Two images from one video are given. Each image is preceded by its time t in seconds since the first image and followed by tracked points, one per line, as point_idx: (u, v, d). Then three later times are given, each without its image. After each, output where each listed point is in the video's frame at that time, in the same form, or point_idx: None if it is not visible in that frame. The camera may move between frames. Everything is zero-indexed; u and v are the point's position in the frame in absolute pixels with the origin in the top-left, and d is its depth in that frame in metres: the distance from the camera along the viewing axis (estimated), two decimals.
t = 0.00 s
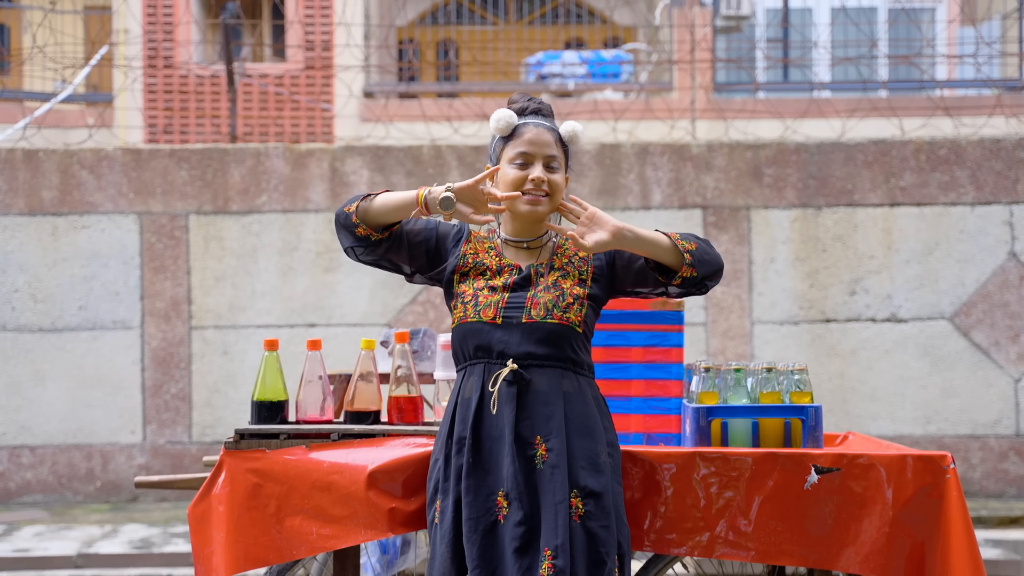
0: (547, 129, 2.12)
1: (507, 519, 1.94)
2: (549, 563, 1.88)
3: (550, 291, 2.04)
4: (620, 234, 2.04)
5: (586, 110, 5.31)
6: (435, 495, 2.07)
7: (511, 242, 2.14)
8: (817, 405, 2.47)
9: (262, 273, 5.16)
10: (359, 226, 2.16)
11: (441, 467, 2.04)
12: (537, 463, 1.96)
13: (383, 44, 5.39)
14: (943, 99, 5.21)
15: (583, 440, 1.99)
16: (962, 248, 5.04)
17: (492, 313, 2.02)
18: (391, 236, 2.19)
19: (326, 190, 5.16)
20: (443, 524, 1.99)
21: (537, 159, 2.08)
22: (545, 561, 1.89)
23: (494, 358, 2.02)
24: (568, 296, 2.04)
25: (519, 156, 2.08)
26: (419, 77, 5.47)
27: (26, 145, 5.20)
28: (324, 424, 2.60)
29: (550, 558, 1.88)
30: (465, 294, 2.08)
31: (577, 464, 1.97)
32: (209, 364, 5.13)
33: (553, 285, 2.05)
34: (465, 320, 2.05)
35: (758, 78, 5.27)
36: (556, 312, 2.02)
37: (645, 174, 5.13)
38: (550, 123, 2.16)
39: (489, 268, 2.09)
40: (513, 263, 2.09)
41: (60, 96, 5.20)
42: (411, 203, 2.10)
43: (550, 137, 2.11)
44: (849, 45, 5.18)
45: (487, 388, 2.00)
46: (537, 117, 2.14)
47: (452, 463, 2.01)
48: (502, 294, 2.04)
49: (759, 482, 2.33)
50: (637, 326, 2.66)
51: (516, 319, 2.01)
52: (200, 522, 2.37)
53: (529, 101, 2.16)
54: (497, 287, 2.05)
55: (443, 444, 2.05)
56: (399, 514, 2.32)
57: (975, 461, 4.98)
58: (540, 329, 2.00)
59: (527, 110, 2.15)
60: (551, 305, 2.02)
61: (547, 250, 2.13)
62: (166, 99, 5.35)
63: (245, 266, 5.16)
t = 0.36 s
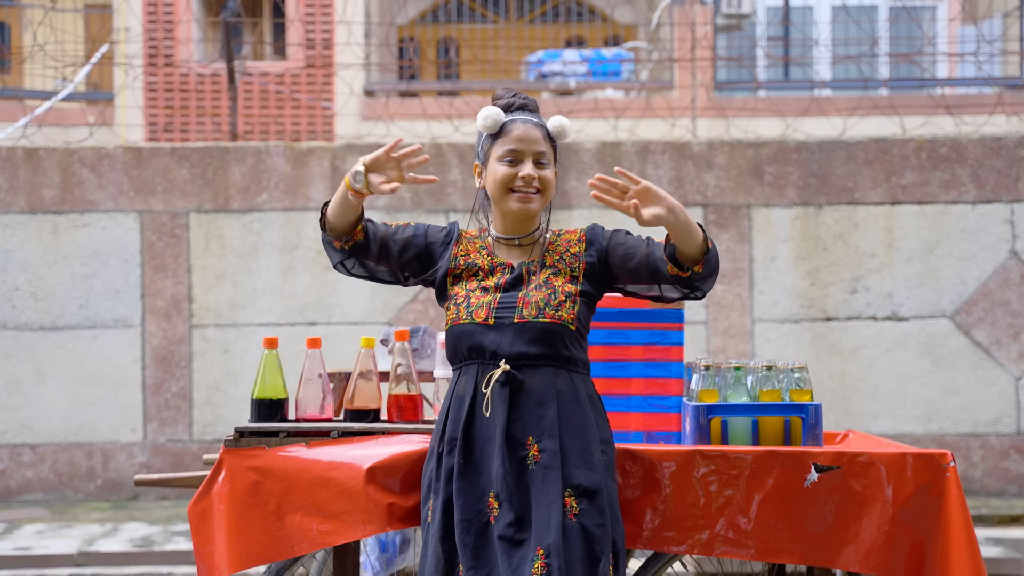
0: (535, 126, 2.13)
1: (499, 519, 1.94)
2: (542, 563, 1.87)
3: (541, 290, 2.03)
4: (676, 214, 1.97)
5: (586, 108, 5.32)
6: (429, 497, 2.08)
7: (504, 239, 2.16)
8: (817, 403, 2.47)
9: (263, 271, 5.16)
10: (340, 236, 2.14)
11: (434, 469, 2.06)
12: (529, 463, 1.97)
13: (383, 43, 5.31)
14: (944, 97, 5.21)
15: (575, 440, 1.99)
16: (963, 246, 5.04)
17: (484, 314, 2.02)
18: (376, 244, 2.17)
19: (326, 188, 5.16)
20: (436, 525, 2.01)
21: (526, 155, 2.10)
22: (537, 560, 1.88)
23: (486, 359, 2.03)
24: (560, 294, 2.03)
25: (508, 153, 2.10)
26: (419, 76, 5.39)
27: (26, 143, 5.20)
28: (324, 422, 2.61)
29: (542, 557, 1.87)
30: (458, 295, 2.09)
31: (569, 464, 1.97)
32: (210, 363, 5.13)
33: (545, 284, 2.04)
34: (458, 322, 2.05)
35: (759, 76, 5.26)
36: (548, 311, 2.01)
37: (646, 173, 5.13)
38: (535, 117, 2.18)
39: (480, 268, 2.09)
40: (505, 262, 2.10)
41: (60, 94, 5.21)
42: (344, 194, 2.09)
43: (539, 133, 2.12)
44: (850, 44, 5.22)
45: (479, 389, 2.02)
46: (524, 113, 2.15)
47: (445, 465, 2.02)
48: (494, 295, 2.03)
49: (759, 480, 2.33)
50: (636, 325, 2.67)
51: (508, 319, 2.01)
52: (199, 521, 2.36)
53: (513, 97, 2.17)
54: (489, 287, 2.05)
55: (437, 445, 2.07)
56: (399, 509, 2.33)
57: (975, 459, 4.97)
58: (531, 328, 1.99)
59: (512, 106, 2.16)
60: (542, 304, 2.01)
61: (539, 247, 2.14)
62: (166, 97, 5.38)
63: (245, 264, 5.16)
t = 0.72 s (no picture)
0: (521, 109, 2.15)
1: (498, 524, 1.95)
2: (560, 565, 1.91)
3: (522, 290, 1.99)
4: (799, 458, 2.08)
5: (587, 107, 5.31)
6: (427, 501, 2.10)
7: (490, 230, 2.13)
8: (819, 401, 2.48)
9: (263, 270, 5.16)
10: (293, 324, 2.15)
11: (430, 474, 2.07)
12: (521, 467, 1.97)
13: (384, 41, 5.32)
14: (945, 96, 5.20)
15: (566, 436, 1.98)
16: (964, 245, 5.04)
17: (463, 316, 2.02)
18: (343, 302, 2.15)
19: (327, 187, 5.16)
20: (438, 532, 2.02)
21: (510, 133, 2.11)
22: (554, 563, 1.92)
23: (469, 361, 2.02)
24: (540, 295, 1.99)
25: (492, 135, 2.11)
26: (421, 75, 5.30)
27: (27, 142, 5.20)
28: (326, 420, 2.61)
29: (560, 560, 1.91)
30: (441, 295, 2.09)
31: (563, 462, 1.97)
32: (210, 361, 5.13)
33: (526, 283, 2.00)
34: (439, 323, 2.06)
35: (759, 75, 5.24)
36: (525, 312, 1.98)
37: (646, 171, 5.12)
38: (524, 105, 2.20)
39: (463, 266, 2.08)
40: (488, 258, 2.08)
41: (62, 94, 5.20)
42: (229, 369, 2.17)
43: (523, 114, 2.14)
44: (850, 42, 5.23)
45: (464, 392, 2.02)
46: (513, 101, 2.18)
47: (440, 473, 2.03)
48: (474, 296, 2.03)
49: (762, 479, 2.34)
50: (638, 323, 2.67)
51: (486, 320, 1.99)
52: (200, 519, 2.37)
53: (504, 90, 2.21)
54: (471, 286, 2.04)
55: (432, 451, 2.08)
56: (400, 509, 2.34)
57: (976, 458, 4.98)
58: (509, 330, 1.98)
59: (502, 97, 2.20)
60: (520, 305, 1.98)
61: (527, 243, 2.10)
62: (166, 96, 5.38)
63: (246, 263, 5.15)
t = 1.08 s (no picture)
0: (507, 103, 2.07)
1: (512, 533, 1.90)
2: None
3: (555, 293, 1.95)
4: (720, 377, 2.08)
5: (587, 106, 5.32)
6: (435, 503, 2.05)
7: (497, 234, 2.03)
8: (821, 399, 2.47)
9: (264, 269, 5.16)
10: (466, 400, 1.81)
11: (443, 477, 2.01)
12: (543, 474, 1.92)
13: (384, 41, 5.32)
14: (945, 95, 5.21)
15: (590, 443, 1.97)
16: (964, 244, 5.04)
17: (502, 328, 1.92)
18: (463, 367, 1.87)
19: (327, 186, 5.16)
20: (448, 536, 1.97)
21: (499, 130, 2.02)
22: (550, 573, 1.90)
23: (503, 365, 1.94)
24: (573, 295, 1.98)
25: (483, 133, 2.02)
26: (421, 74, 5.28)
27: (27, 141, 5.20)
28: (327, 419, 2.61)
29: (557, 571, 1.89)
30: (465, 305, 1.94)
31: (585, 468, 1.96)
32: (211, 361, 5.13)
33: (556, 285, 1.96)
34: (472, 337, 1.93)
35: (759, 74, 5.24)
36: (564, 315, 1.96)
37: (646, 170, 5.12)
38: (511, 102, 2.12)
39: (483, 273, 1.95)
40: (506, 261, 1.98)
41: (62, 93, 5.20)
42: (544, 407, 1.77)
43: (512, 108, 2.05)
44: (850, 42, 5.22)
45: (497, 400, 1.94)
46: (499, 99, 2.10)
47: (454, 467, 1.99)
48: (507, 303, 1.93)
49: (763, 477, 2.34)
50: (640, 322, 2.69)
51: (527, 328, 1.92)
52: (201, 519, 2.32)
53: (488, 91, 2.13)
54: (498, 293, 1.93)
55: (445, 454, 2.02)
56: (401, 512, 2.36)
57: (976, 457, 4.98)
58: (552, 335, 1.94)
59: (486, 96, 2.12)
60: (559, 308, 1.95)
61: (539, 239, 2.03)
62: (166, 96, 5.40)
63: (246, 262, 5.15)
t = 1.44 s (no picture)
0: (525, 109, 2.05)
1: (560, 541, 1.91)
2: None
3: (605, 302, 1.97)
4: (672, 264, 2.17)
5: (587, 105, 5.31)
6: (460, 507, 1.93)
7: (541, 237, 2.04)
8: (820, 400, 2.48)
9: (264, 269, 5.16)
10: (538, 364, 1.76)
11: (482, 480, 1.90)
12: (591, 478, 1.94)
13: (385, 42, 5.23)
14: (945, 95, 5.20)
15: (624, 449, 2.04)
16: (964, 244, 5.04)
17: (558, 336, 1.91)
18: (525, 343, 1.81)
19: (327, 186, 5.16)
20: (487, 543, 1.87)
21: (526, 138, 2.00)
22: None
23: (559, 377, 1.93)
24: (616, 306, 2.01)
25: (510, 144, 2.01)
26: (421, 73, 5.29)
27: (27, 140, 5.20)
28: (326, 419, 2.61)
29: None
30: (521, 309, 1.92)
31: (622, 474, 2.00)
32: (211, 361, 5.13)
33: (606, 294, 1.98)
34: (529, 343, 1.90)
35: (759, 74, 5.24)
36: (612, 325, 1.98)
37: (646, 170, 5.12)
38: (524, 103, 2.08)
39: (541, 278, 1.93)
40: (557, 266, 1.97)
41: (61, 93, 5.20)
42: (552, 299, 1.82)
43: (533, 113, 2.03)
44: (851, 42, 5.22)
45: (552, 408, 1.93)
46: (516, 104, 2.07)
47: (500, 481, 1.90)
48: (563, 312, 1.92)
49: (763, 477, 2.35)
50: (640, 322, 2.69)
51: (581, 337, 1.92)
52: (200, 518, 2.34)
53: (496, 96, 2.11)
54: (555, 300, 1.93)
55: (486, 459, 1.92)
56: (405, 516, 2.48)
57: (976, 457, 4.98)
58: (602, 345, 1.95)
59: (498, 102, 2.10)
60: (609, 318, 1.97)
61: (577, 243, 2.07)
62: (166, 95, 5.45)
63: (246, 262, 5.15)
